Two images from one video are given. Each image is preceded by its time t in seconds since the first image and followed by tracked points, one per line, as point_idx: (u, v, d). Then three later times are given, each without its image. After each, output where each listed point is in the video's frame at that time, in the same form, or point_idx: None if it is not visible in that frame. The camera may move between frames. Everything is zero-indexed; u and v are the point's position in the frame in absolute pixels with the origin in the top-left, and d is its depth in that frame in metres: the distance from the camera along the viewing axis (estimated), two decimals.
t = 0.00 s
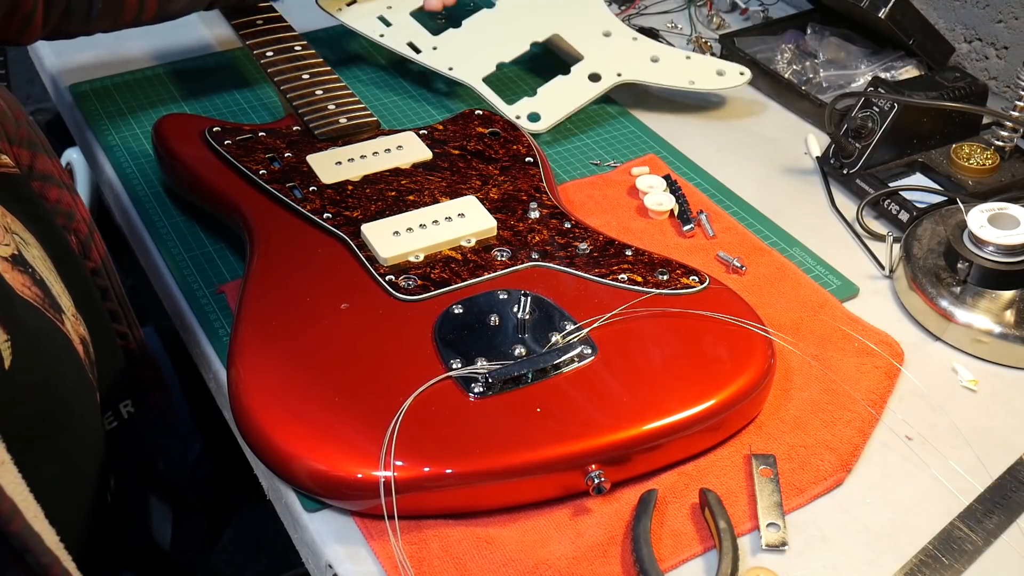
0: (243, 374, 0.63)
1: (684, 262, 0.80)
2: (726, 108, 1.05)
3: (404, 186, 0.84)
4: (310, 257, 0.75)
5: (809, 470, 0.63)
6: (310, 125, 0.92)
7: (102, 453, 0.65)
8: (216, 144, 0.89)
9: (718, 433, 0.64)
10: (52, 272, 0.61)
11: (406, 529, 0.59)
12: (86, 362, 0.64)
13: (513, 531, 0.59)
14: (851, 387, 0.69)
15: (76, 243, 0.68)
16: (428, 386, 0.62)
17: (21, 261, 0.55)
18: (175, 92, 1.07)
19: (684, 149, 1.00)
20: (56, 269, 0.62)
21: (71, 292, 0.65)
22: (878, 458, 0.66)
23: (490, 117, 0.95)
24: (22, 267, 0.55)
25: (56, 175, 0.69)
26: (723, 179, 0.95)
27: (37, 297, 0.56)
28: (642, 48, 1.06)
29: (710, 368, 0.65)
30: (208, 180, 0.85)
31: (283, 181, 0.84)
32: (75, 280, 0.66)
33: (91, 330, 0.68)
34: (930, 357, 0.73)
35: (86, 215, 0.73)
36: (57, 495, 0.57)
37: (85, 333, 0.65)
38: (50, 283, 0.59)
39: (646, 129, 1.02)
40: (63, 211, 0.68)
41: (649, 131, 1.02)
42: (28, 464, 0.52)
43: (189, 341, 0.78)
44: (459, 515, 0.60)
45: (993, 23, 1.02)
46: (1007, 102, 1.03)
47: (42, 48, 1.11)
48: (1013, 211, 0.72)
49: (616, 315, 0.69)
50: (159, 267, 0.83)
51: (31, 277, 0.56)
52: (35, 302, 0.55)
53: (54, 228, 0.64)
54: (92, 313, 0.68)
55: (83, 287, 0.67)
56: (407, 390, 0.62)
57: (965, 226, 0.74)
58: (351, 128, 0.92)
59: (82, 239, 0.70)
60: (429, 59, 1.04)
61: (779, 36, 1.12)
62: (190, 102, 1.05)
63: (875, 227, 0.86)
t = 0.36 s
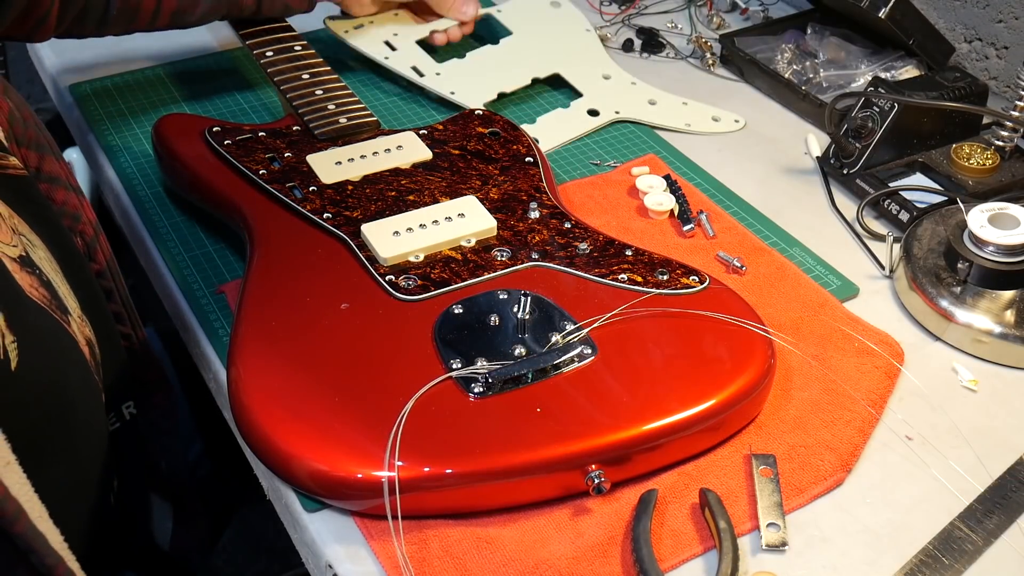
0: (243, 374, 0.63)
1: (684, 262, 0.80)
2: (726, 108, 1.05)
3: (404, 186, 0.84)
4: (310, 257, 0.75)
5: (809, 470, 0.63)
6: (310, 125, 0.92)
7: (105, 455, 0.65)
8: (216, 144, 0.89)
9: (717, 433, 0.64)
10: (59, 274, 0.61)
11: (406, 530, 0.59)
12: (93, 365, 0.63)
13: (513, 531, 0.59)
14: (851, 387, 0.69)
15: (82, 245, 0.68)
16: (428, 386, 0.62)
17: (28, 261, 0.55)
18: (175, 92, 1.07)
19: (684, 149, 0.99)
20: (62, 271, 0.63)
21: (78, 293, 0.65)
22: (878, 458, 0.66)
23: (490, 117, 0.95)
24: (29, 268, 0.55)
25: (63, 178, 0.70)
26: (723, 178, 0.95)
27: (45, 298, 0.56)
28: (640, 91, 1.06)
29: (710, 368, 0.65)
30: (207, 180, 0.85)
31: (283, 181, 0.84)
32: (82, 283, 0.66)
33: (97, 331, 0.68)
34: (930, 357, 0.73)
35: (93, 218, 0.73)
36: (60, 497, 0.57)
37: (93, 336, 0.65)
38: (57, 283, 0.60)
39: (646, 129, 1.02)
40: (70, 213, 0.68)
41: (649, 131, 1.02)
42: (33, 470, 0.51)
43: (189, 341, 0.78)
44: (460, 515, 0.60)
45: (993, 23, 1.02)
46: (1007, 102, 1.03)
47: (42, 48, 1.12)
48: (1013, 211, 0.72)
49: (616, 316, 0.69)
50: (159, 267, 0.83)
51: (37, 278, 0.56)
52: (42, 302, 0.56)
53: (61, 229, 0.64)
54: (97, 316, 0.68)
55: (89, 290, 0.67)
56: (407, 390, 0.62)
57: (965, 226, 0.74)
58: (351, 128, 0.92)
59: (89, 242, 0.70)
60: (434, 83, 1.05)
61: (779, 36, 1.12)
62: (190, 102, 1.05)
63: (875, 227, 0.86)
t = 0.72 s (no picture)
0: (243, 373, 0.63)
1: (684, 262, 0.80)
2: (727, 109, 1.05)
3: (404, 186, 0.84)
4: (310, 257, 0.75)
5: (809, 470, 0.63)
6: (310, 125, 0.92)
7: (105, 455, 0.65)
8: (216, 144, 0.89)
9: (717, 432, 0.64)
10: (60, 278, 0.61)
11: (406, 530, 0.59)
12: (95, 367, 0.63)
13: (513, 531, 0.59)
14: (851, 387, 0.69)
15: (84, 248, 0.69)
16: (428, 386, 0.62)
17: (28, 265, 0.57)
18: (175, 92, 1.07)
19: (684, 149, 1.00)
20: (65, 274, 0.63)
21: (81, 296, 0.65)
22: (878, 458, 0.66)
23: (490, 117, 0.95)
24: (30, 271, 0.56)
25: (64, 180, 0.71)
26: (723, 178, 0.95)
27: (46, 301, 0.57)
28: (638, 102, 1.06)
29: (710, 368, 0.65)
30: (207, 180, 0.85)
31: (284, 181, 0.84)
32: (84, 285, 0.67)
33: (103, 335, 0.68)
34: (930, 356, 0.73)
35: (96, 222, 0.73)
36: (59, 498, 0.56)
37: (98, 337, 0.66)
38: (59, 286, 0.60)
39: (646, 129, 1.02)
40: (71, 215, 0.68)
41: (648, 131, 1.02)
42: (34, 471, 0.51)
43: (189, 341, 0.78)
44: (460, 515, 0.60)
45: (993, 23, 1.02)
46: (1007, 102, 1.03)
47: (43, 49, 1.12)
48: (1012, 211, 0.72)
49: (616, 316, 0.69)
50: (159, 267, 0.83)
51: (39, 281, 0.57)
52: (43, 305, 0.56)
53: (61, 232, 0.65)
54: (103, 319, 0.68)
55: (92, 293, 0.67)
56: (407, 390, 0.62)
57: (965, 226, 0.75)
58: (351, 128, 0.92)
59: (92, 246, 0.71)
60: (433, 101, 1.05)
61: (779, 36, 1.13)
62: (190, 102, 1.05)
63: (875, 227, 0.86)
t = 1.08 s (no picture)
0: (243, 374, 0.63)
1: (684, 262, 0.80)
2: (727, 109, 1.05)
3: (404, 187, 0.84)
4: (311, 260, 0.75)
5: (809, 471, 0.63)
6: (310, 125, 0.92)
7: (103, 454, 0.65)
8: (216, 144, 0.88)
9: (717, 433, 0.64)
10: (48, 267, 0.58)
11: (406, 530, 0.59)
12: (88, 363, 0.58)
13: (513, 531, 0.59)
14: (851, 387, 0.69)
15: (71, 235, 0.64)
16: (428, 386, 0.62)
17: (17, 254, 0.53)
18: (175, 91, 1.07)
19: (684, 149, 1.00)
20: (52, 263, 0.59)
21: (70, 285, 0.61)
22: (878, 458, 0.66)
23: (490, 117, 0.95)
24: (18, 261, 0.52)
25: (47, 165, 0.64)
26: (724, 178, 0.95)
27: (35, 291, 0.53)
28: (638, 102, 1.06)
29: (710, 369, 0.65)
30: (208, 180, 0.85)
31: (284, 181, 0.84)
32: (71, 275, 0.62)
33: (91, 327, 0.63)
34: (929, 356, 0.73)
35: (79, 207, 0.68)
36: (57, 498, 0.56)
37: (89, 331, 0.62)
38: (48, 278, 0.56)
39: (646, 129, 1.02)
40: (55, 202, 0.63)
41: (648, 131, 1.02)
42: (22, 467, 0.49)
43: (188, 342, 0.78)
44: (461, 515, 0.60)
45: (993, 23, 1.02)
46: (1007, 102, 1.03)
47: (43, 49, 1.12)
48: (1013, 211, 0.72)
49: (616, 315, 0.69)
50: (159, 267, 0.83)
51: (27, 271, 0.53)
52: (32, 296, 0.53)
53: (44, 221, 0.60)
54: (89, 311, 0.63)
55: (78, 284, 0.63)
56: (406, 390, 0.62)
57: (965, 226, 0.75)
58: (351, 128, 0.92)
59: (79, 233, 0.65)
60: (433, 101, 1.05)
61: (779, 36, 1.13)
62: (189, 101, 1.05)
63: (875, 227, 0.86)
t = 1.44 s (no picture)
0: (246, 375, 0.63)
1: (684, 262, 0.80)
2: (727, 109, 1.05)
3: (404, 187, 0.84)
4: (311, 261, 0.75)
5: (809, 471, 0.63)
6: (310, 125, 0.92)
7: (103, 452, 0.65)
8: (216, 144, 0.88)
9: (717, 433, 0.64)
10: (31, 260, 0.56)
11: (406, 530, 0.59)
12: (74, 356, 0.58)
13: (513, 531, 0.59)
14: (851, 387, 0.69)
15: (52, 226, 0.61)
16: (428, 386, 0.63)
17: None
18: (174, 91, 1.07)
19: (684, 149, 0.99)
20: (34, 257, 0.58)
21: (56, 282, 0.60)
22: (878, 458, 0.66)
23: (490, 117, 0.95)
24: None
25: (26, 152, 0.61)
26: (723, 179, 0.95)
27: (16, 283, 0.52)
28: (638, 102, 1.06)
29: (711, 369, 0.65)
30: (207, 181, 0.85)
31: (284, 181, 0.84)
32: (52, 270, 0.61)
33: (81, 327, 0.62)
34: (930, 356, 0.73)
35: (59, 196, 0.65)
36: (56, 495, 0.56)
37: (78, 327, 0.61)
38: (32, 272, 0.56)
39: (646, 129, 1.02)
40: (34, 191, 0.60)
41: (648, 131, 1.02)
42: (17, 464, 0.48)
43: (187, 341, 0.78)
44: (461, 515, 0.60)
45: (993, 23, 1.02)
46: (1007, 102, 1.03)
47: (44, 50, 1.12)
48: (1013, 211, 0.72)
49: (616, 315, 0.69)
50: (158, 267, 0.83)
51: (7, 264, 0.52)
52: (13, 289, 0.52)
53: (21, 214, 0.58)
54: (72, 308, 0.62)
55: (62, 279, 0.61)
56: (406, 389, 0.62)
57: (965, 226, 0.75)
58: (351, 128, 0.92)
59: (59, 222, 0.63)
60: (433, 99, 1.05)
61: (779, 36, 1.13)
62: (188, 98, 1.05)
63: (875, 226, 0.86)
